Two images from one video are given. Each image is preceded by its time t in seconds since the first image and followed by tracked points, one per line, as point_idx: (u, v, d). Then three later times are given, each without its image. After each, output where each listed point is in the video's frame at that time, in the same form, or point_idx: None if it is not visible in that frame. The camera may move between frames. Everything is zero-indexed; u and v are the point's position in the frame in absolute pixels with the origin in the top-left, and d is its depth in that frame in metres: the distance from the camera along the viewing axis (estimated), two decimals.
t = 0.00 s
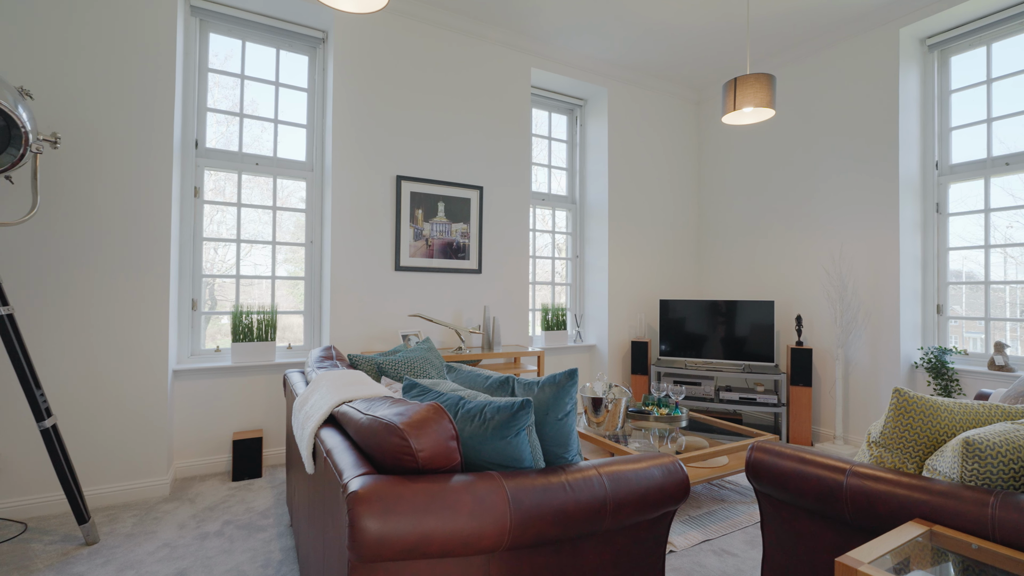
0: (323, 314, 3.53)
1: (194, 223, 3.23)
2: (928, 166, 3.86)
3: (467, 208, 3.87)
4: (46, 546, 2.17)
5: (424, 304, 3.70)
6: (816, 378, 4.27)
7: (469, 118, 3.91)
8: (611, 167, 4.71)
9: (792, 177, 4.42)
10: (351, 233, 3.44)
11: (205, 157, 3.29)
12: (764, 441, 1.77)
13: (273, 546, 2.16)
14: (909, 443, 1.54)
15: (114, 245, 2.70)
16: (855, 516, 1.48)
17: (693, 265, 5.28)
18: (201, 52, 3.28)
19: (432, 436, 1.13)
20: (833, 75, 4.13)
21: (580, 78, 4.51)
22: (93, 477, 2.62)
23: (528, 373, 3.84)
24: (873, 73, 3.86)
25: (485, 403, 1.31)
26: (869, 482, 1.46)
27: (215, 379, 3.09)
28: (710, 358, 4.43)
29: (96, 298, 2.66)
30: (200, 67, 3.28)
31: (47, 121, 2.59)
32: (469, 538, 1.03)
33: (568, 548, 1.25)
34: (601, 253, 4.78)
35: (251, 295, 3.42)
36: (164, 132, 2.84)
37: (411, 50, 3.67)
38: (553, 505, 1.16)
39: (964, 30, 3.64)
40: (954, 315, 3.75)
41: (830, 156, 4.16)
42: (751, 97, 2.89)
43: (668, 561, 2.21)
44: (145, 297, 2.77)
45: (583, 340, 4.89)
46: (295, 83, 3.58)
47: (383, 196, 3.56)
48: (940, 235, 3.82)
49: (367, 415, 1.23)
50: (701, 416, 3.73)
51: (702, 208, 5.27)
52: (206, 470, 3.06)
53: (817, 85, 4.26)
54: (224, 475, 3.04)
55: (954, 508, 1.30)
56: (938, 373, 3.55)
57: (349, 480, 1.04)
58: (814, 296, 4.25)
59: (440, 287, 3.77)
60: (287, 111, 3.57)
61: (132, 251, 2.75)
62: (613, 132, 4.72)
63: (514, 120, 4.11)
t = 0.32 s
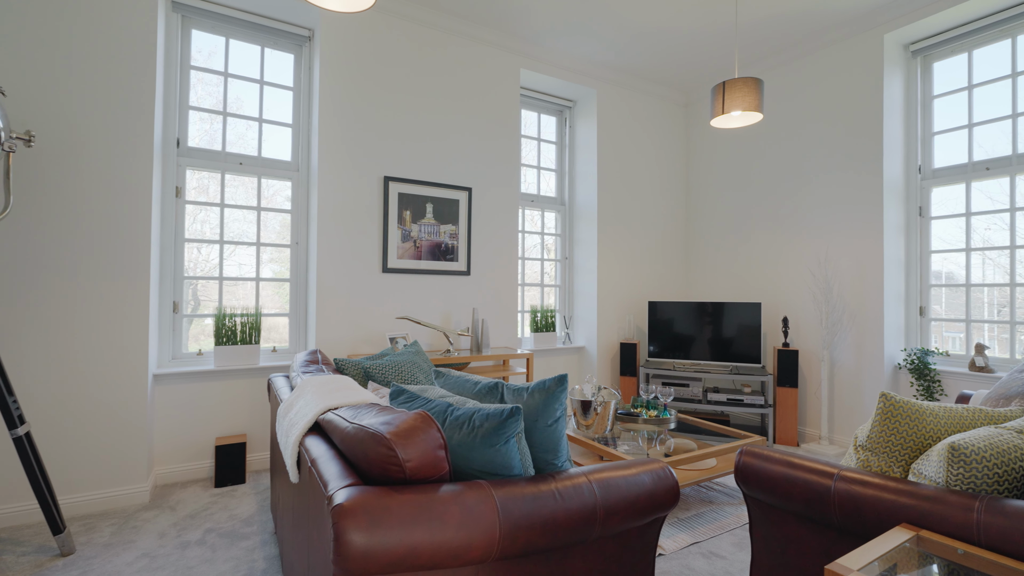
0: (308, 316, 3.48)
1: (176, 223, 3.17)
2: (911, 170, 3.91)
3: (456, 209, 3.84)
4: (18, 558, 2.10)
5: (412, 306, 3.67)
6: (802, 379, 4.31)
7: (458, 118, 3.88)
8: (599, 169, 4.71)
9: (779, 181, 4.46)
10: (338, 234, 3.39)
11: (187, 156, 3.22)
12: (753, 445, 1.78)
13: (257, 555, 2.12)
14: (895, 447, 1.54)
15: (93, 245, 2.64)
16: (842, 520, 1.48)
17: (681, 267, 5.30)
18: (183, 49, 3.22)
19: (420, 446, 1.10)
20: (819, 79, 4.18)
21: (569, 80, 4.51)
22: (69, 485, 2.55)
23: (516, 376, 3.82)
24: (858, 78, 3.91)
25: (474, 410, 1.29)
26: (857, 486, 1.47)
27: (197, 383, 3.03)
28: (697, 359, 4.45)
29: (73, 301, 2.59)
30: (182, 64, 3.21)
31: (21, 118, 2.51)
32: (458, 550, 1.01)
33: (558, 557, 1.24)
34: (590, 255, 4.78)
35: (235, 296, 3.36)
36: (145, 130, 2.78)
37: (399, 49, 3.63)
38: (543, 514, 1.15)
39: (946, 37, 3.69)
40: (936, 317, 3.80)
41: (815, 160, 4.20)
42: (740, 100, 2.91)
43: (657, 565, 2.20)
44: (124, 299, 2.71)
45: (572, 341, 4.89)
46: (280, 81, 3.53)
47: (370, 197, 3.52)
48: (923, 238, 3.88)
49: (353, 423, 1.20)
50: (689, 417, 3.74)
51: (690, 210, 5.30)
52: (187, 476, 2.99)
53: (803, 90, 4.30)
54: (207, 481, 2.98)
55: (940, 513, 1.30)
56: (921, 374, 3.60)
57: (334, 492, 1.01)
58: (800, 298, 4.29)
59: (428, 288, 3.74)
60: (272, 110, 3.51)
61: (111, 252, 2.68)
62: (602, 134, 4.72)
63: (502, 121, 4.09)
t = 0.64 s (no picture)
0: (294, 318, 3.43)
1: (157, 223, 3.10)
2: (894, 174, 3.97)
3: (444, 210, 3.82)
4: None
5: (399, 308, 3.63)
6: (788, 380, 4.35)
7: (447, 119, 3.85)
8: (588, 170, 4.71)
9: (765, 184, 4.50)
10: (324, 235, 3.35)
11: (169, 156, 3.16)
12: (741, 449, 1.78)
13: (240, 564, 2.07)
14: (881, 451, 1.55)
15: (71, 247, 2.57)
16: (830, 525, 1.48)
17: (669, 268, 5.32)
18: (165, 45, 3.15)
19: (407, 455, 1.08)
20: (806, 83, 4.22)
21: (558, 81, 4.51)
22: (45, 493, 2.48)
23: (505, 378, 3.80)
24: (843, 83, 3.96)
25: (463, 417, 1.26)
26: (844, 490, 1.47)
27: (179, 388, 2.97)
28: (685, 361, 4.47)
29: (49, 303, 2.52)
30: (164, 61, 3.15)
31: None
32: (447, 562, 0.99)
33: (547, 566, 1.22)
34: (579, 256, 4.78)
35: (218, 298, 3.30)
36: (125, 128, 2.71)
37: (387, 48, 3.60)
38: (532, 523, 1.13)
39: (928, 43, 3.75)
40: (918, 319, 3.86)
41: (801, 164, 4.24)
42: (728, 104, 2.92)
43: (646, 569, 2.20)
44: (102, 301, 2.64)
45: (561, 343, 4.88)
46: (265, 80, 3.47)
47: (357, 197, 3.48)
48: (905, 241, 3.93)
49: (339, 432, 1.18)
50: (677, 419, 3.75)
51: (678, 212, 5.32)
52: (168, 482, 2.93)
53: (790, 94, 4.34)
54: (188, 488, 2.92)
55: (926, 517, 1.31)
56: (904, 375, 3.65)
57: (320, 504, 0.99)
58: (786, 300, 4.33)
59: (417, 290, 3.71)
60: (257, 109, 3.45)
61: (90, 253, 2.61)
62: (591, 135, 4.72)
63: (491, 122, 4.07)
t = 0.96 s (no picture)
0: (279, 320, 3.38)
1: (138, 224, 3.03)
2: (878, 177, 4.02)
3: (433, 211, 3.79)
4: None
5: (387, 310, 3.60)
6: (775, 380, 4.39)
7: (436, 119, 3.83)
8: (577, 172, 4.71)
9: (752, 187, 4.54)
10: (310, 235, 3.30)
11: (150, 155, 3.09)
12: (730, 452, 1.79)
13: (223, 573, 2.03)
14: (867, 455, 1.56)
15: (47, 247, 2.50)
16: (817, 529, 1.49)
17: (657, 270, 5.34)
18: (146, 41, 3.09)
19: (394, 465, 1.06)
20: (792, 88, 4.26)
21: (547, 82, 4.50)
22: (19, 502, 2.41)
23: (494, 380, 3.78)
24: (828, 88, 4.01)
25: (451, 424, 1.25)
26: (831, 495, 1.48)
27: (160, 392, 2.91)
28: (673, 362, 4.49)
29: (24, 305, 2.45)
30: (145, 57, 3.08)
31: None
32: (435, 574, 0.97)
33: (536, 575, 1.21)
34: (568, 257, 4.78)
35: (201, 300, 3.24)
36: (103, 126, 2.64)
37: (375, 48, 3.56)
38: (521, 532, 1.12)
39: (911, 49, 3.81)
40: (901, 321, 3.92)
41: (788, 167, 4.28)
42: (716, 108, 2.93)
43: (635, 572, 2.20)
44: (80, 303, 2.57)
45: (550, 344, 4.88)
46: (250, 78, 3.42)
47: (344, 197, 3.44)
48: (889, 244, 3.99)
49: (324, 441, 1.16)
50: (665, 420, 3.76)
51: (666, 214, 5.34)
52: (149, 489, 2.87)
53: (776, 98, 4.38)
54: (170, 494, 2.86)
55: (911, 521, 1.32)
56: (886, 376, 3.70)
57: (304, 516, 0.97)
58: (773, 302, 4.37)
59: (404, 291, 3.67)
60: (242, 107, 3.39)
61: (66, 254, 2.55)
62: (580, 137, 4.72)
63: (480, 123, 4.05)
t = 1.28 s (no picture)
0: (265, 323, 3.33)
1: (117, 224, 2.96)
2: (861, 181, 4.08)
3: (421, 212, 3.76)
4: None
5: (375, 312, 3.57)
6: (761, 381, 4.42)
7: (424, 120, 3.80)
8: (566, 173, 4.71)
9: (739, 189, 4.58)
10: (295, 236, 3.26)
11: (131, 153, 3.03)
12: (718, 456, 1.79)
13: None
14: (852, 458, 1.58)
15: (20, 247, 2.43)
16: (804, 532, 1.50)
17: (646, 271, 5.37)
18: (127, 38, 3.02)
19: (381, 474, 1.04)
20: (778, 92, 4.31)
21: (536, 84, 4.50)
22: None
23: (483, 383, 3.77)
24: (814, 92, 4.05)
25: (439, 431, 1.23)
26: (818, 499, 1.49)
27: (141, 397, 2.85)
28: (661, 363, 4.51)
29: None
30: (125, 54, 3.02)
31: None
32: None
33: None
34: (557, 259, 4.78)
35: (184, 302, 3.18)
36: (80, 123, 2.58)
37: (363, 47, 3.53)
38: (510, 540, 1.11)
39: (893, 56, 3.87)
40: (884, 322, 3.97)
41: (774, 171, 4.32)
42: (704, 111, 2.95)
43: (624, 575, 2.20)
44: (54, 305, 2.51)
45: (539, 346, 4.87)
46: (234, 76, 3.36)
47: (331, 198, 3.40)
48: (872, 247, 4.05)
49: (309, 449, 1.13)
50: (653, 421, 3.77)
51: (654, 216, 5.36)
52: (130, 496, 2.81)
53: (762, 102, 4.43)
54: (151, 501, 2.80)
55: (896, 525, 1.33)
56: (870, 377, 3.75)
57: (288, 528, 0.94)
58: (759, 304, 4.41)
59: (392, 293, 3.64)
60: (225, 106, 3.34)
61: (40, 254, 2.48)
62: (569, 139, 4.73)
63: (469, 124, 4.04)
